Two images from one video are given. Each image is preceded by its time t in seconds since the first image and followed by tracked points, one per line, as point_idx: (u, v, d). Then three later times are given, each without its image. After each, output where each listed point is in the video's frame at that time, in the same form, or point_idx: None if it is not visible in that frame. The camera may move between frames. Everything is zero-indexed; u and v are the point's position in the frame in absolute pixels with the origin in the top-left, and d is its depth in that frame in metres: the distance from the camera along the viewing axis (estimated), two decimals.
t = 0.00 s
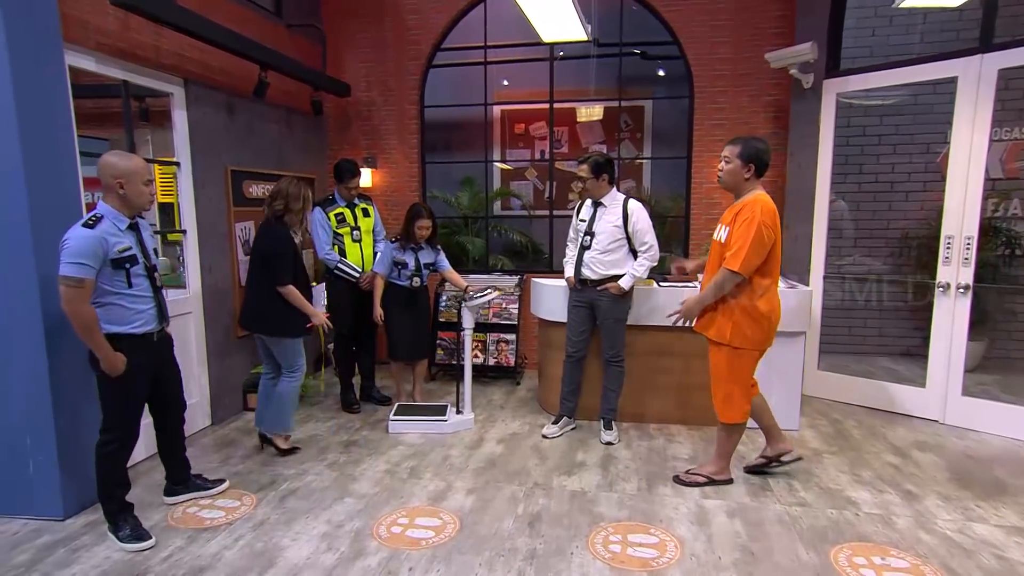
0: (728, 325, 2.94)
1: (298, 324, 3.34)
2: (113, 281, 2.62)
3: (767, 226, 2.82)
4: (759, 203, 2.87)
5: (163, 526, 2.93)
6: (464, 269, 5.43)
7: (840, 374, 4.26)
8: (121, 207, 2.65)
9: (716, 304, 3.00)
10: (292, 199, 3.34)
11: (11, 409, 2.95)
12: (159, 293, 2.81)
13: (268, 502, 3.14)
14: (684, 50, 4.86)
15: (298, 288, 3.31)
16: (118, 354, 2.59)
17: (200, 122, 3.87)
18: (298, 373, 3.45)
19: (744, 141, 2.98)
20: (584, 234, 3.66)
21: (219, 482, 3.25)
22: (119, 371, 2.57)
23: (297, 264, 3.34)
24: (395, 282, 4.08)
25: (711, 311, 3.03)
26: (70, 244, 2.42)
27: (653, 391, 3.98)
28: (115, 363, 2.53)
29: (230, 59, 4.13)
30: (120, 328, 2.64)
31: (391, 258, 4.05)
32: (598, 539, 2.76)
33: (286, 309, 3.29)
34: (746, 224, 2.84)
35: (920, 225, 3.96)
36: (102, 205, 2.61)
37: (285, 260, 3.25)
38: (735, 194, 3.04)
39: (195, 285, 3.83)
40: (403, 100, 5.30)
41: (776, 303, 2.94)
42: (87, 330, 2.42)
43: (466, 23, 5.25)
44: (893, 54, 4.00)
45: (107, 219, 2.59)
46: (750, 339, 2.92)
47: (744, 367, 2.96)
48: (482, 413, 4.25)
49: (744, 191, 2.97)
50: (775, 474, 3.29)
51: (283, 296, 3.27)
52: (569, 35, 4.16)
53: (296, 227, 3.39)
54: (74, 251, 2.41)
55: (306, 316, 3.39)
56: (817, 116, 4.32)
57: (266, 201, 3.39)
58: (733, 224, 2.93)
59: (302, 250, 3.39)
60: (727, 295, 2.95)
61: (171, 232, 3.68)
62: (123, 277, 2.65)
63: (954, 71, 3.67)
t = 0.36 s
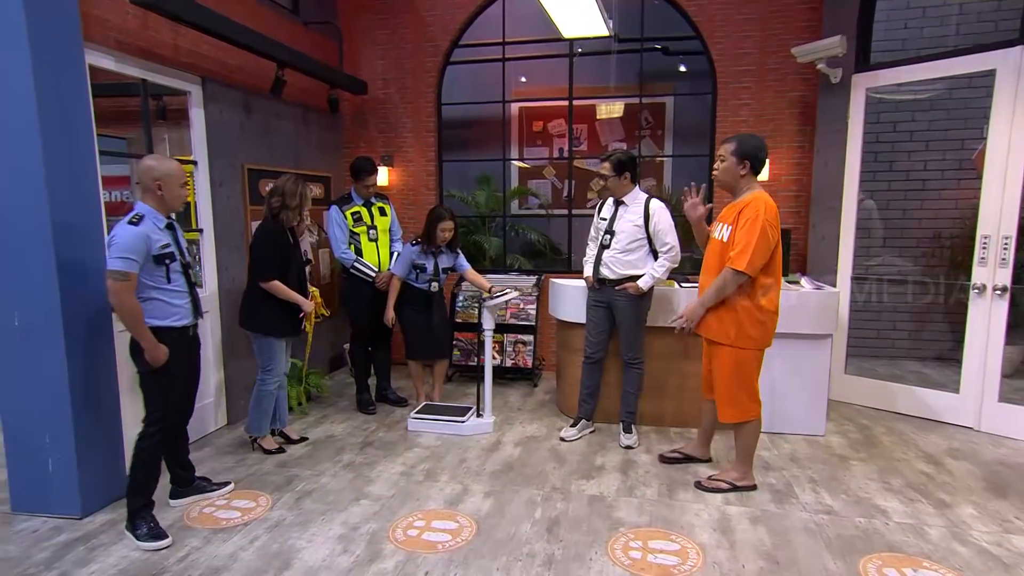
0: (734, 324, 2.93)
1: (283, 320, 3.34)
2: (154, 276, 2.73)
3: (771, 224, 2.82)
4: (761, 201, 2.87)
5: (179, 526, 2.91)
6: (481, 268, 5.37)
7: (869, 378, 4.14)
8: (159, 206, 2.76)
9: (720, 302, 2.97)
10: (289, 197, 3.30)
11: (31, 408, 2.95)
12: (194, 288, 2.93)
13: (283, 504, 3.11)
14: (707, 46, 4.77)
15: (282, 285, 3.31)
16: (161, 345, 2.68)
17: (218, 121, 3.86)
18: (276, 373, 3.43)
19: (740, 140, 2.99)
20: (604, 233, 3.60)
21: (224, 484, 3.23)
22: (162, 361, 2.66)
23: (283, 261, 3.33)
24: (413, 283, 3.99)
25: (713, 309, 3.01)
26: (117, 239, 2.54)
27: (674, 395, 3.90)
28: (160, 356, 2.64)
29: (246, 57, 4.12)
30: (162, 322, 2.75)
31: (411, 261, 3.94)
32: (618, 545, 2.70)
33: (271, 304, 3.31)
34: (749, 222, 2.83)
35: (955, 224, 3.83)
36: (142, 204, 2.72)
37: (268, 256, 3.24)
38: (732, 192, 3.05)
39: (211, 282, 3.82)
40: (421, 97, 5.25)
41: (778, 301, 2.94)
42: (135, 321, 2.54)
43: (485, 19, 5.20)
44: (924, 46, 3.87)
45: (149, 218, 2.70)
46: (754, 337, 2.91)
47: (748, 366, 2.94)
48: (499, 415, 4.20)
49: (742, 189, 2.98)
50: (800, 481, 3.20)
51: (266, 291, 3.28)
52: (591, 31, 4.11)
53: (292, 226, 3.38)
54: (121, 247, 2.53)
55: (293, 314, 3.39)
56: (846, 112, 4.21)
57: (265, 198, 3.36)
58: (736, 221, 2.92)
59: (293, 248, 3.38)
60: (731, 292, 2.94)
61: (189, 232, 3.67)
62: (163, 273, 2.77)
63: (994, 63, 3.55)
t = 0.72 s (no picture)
0: (735, 320, 2.92)
1: (282, 317, 3.31)
2: (180, 272, 2.81)
3: (782, 222, 2.84)
4: (770, 200, 2.87)
5: (192, 527, 2.89)
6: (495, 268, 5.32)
7: (895, 382, 4.03)
8: (180, 204, 2.83)
9: (720, 297, 2.97)
10: (287, 193, 3.26)
11: (46, 407, 2.94)
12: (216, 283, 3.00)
13: (296, 505, 3.08)
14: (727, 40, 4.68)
15: (279, 282, 3.28)
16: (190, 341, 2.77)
17: (232, 118, 3.83)
18: (279, 371, 3.42)
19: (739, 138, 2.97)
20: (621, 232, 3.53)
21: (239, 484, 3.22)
22: (192, 355, 2.76)
23: (280, 257, 3.29)
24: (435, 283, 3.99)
25: (712, 303, 3.00)
26: (147, 235, 2.63)
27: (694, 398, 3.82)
28: (190, 350, 2.73)
29: (260, 54, 4.10)
30: (190, 317, 2.83)
31: (433, 257, 3.93)
32: (636, 551, 2.63)
33: (272, 303, 3.29)
34: (763, 220, 2.83)
35: (988, 223, 3.73)
36: (165, 202, 2.79)
37: (263, 253, 3.21)
38: (730, 190, 3.04)
39: (225, 281, 3.80)
40: (435, 94, 5.20)
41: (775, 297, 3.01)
42: (167, 315, 2.63)
43: (500, 14, 5.13)
44: (957, 39, 3.78)
45: (173, 215, 2.78)
46: (752, 333, 2.92)
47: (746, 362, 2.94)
48: (514, 417, 4.14)
49: (743, 187, 2.97)
50: (825, 487, 3.10)
51: (263, 288, 3.26)
52: (609, 25, 4.05)
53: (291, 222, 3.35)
54: (151, 242, 2.62)
55: (292, 310, 3.35)
56: (874, 108, 4.12)
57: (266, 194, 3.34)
58: (744, 219, 2.90)
59: (291, 244, 3.33)
60: (732, 288, 2.93)
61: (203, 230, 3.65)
62: (188, 268, 2.84)
63: None
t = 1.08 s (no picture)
0: (748, 322, 2.85)
1: (283, 316, 3.27)
2: (181, 270, 2.77)
3: (791, 222, 2.79)
4: (777, 199, 2.81)
5: (194, 530, 2.84)
6: (502, 268, 5.25)
7: (910, 385, 3.96)
8: (184, 201, 2.79)
9: (730, 299, 2.89)
10: (282, 190, 3.21)
11: (47, 408, 2.90)
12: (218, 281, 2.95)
13: (300, 508, 3.03)
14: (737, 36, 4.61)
15: (279, 280, 3.24)
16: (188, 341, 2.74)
17: (235, 116, 3.79)
18: (279, 370, 3.37)
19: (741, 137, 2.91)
20: (631, 231, 3.46)
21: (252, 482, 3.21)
22: (189, 356, 2.72)
23: (278, 255, 3.25)
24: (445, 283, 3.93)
25: (722, 306, 2.92)
26: (148, 233, 2.59)
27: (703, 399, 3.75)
28: (186, 350, 2.69)
29: (264, 50, 4.05)
30: (189, 315, 2.79)
31: (439, 258, 3.86)
32: (646, 556, 2.57)
33: (271, 302, 3.25)
34: (773, 219, 2.77)
35: (1006, 221, 3.73)
36: (168, 198, 2.76)
37: (260, 252, 3.18)
38: (734, 190, 2.99)
39: (227, 281, 3.76)
40: (440, 91, 5.14)
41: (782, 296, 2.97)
42: (166, 315, 2.59)
43: (507, 10, 5.08)
44: (977, 32, 3.69)
45: (176, 212, 2.74)
46: (764, 335, 2.86)
47: (760, 365, 2.88)
48: (521, 419, 4.08)
49: (747, 186, 2.92)
50: (839, 492, 3.03)
51: (262, 287, 3.23)
52: (618, 21, 4.01)
53: (288, 220, 3.30)
54: (153, 241, 2.57)
55: (294, 309, 3.30)
56: (889, 104, 4.05)
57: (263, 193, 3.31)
58: (754, 219, 2.85)
59: (289, 242, 3.28)
60: (743, 290, 2.86)
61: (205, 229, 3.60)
62: (189, 267, 2.80)
63: None
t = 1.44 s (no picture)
0: (748, 325, 2.80)
1: (277, 318, 3.22)
2: (171, 269, 2.71)
3: (792, 222, 2.71)
4: (778, 200, 2.74)
5: (188, 535, 2.79)
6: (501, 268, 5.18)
7: (917, 387, 3.90)
8: (178, 201, 2.74)
9: (730, 301, 2.84)
10: (275, 189, 3.13)
11: (37, 410, 2.84)
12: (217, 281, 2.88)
13: (296, 512, 2.97)
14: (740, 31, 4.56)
15: (272, 281, 3.18)
16: (180, 341, 2.69)
17: (230, 113, 3.73)
18: (275, 373, 3.31)
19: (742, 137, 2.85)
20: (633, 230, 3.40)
21: (258, 483, 3.17)
22: (180, 356, 2.66)
23: (271, 255, 3.18)
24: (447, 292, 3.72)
25: (722, 310, 2.88)
26: (129, 232, 2.55)
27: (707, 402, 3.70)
28: (176, 350, 2.64)
29: (259, 46, 3.99)
30: (181, 315, 2.73)
31: (443, 267, 3.66)
32: (648, 561, 2.51)
33: (264, 303, 3.20)
34: (771, 220, 2.70)
35: (1016, 222, 3.66)
36: (162, 198, 2.72)
37: (251, 252, 3.11)
38: (738, 190, 2.93)
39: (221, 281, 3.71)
40: (439, 88, 5.08)
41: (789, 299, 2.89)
42: (152, 315, 2.54)
43: (506, 5, 5.02)
44: (986, 27, 3.65)
45: (165, 211, 2.70)
46: (765, 339, 2.79)
47: (763, 369, 2.82)
48: (521, 422, 4.02)
49: (750, 186, 2.86)
50: (845, 496, 2.97)
51: (255, 288, 3.18)
52: (619, 16, 3.96)
53: (282, 219, 3.23)
54: (136, 240, 2.54)
55: (288, 310, 3.25)
56: (897, 100, 3.99)
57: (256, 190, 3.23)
58: (752, 220, 2.79)
59: (282, 242, 3.21)
60: (742, 292, 2.81)
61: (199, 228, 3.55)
62: (181, 266, 2.74)
63: None
